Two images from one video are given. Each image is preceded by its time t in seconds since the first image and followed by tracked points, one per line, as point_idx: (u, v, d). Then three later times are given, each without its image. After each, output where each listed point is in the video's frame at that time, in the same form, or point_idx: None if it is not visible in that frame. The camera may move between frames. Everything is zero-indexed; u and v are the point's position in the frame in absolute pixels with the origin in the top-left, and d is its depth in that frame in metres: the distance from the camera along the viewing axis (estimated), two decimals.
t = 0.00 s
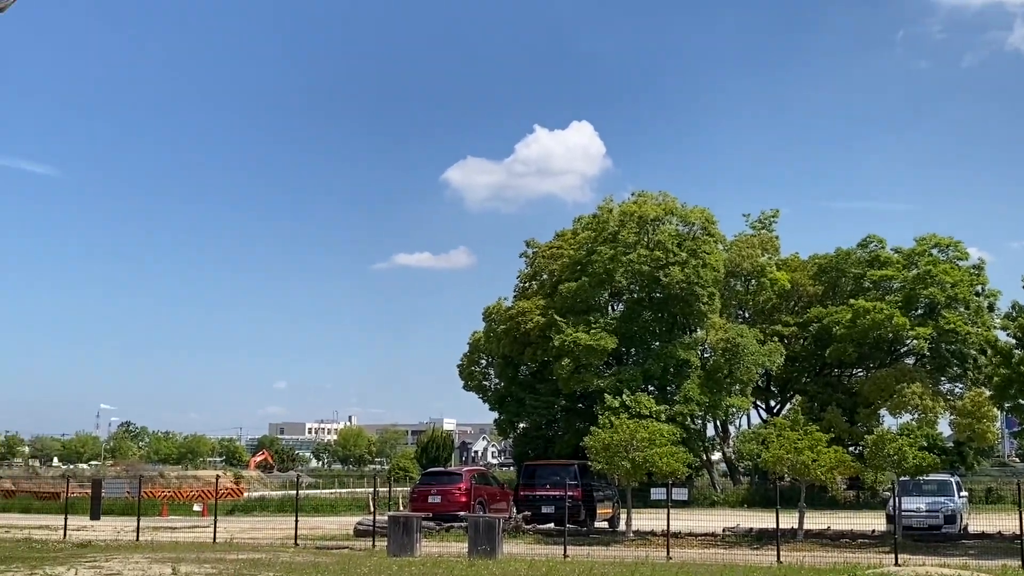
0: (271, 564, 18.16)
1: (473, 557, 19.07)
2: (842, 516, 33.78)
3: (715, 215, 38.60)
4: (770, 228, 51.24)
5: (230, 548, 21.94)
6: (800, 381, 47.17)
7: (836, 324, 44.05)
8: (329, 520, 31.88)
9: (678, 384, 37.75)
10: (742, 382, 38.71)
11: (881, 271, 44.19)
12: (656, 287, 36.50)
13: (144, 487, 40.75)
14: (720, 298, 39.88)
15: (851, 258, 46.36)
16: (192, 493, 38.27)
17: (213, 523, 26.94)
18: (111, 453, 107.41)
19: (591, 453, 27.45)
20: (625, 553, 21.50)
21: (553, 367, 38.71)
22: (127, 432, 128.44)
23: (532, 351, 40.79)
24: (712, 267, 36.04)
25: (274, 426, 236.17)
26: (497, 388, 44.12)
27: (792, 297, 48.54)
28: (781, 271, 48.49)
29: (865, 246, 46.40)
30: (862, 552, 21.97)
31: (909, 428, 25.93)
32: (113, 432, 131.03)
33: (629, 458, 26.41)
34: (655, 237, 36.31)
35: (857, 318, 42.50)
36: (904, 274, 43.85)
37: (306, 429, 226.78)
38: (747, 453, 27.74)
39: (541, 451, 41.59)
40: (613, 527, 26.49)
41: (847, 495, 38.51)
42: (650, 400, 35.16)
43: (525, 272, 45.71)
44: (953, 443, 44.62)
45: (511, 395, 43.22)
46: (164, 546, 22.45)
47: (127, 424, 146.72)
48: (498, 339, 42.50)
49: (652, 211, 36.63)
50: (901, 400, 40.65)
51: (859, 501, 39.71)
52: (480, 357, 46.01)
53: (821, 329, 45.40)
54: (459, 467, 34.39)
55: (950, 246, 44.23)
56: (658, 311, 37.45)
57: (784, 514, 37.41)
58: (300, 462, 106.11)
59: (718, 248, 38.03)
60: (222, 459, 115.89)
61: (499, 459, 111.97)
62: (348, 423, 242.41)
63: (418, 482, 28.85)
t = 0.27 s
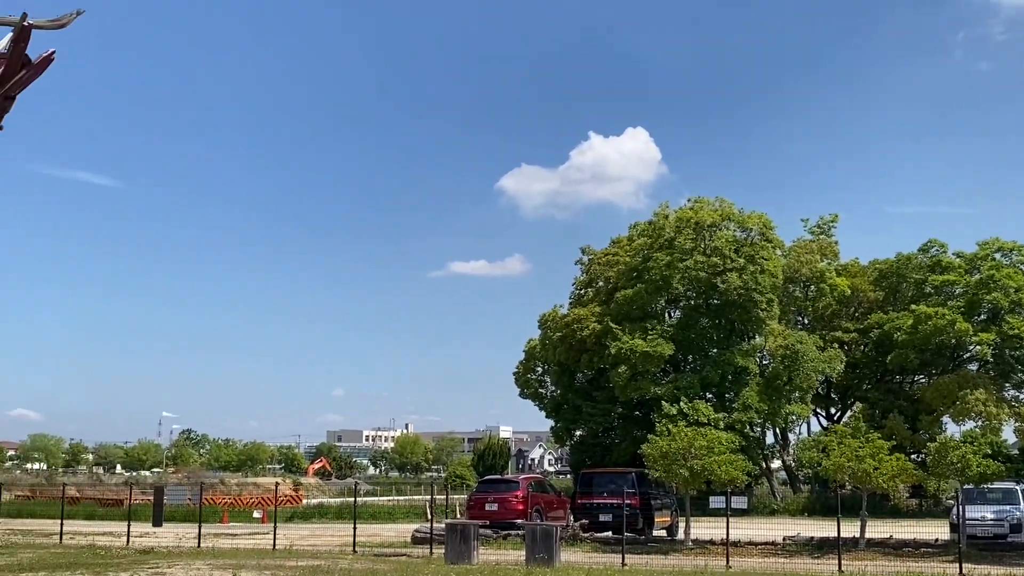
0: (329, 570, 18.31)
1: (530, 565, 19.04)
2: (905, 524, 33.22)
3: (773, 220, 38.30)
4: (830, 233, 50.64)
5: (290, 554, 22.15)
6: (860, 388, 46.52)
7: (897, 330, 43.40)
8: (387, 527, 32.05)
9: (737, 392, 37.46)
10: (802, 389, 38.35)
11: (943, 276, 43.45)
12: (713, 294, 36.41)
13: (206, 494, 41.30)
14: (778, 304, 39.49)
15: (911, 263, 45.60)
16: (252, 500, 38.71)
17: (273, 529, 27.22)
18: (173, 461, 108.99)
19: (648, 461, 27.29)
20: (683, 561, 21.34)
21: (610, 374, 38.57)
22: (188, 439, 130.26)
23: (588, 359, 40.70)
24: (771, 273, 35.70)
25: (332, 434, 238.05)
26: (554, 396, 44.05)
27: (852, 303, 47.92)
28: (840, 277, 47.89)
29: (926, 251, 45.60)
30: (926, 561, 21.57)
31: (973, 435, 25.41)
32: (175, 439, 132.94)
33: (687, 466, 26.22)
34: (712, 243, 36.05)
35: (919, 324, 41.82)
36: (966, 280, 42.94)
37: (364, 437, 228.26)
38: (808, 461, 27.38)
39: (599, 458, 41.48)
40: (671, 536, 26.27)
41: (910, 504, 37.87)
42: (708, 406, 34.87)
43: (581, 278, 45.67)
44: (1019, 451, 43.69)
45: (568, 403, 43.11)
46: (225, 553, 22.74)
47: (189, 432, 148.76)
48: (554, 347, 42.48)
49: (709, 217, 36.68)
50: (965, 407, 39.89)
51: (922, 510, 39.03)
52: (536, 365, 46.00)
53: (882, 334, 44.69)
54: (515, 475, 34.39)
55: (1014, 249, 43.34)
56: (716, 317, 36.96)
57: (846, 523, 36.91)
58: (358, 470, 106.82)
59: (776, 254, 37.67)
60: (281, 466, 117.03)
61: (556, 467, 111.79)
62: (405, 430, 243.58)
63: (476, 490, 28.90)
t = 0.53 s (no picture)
0: None
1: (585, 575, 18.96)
2: (966, 535, 32.61)
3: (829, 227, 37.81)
4: (887, 240, 49.99)
5: (346, 562, 22.28)
6: (919, 397, 45.81)
7: (957, 338, 42.70)
8: (442, 536, 32.11)
9: (794, 400, 37.16)
10: (860, 398, 37.42)
11: (1004, 283, 42.78)
12: (769, 302, 36.10)
13: (263, 503, 41.69)
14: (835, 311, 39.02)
15: (970, 269, 44.86)
16: (308, 508, 39.01)
17: (329, 538, 27.39)
18: (230, 469, 110.23)
19: (704, 471, 27.06)
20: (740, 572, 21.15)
21: (664, 384, 38.33)
22: (245, 448, 131.67)
23: (642, 368, 40.51)
24: (828, 281, 35.28)
25: (386, 443, 239.24)
26: (608, 405, 43.92)
27: (910, 310, 47.24)
28: (898, 284, 47.23)
29: (985, 257, 44.86)
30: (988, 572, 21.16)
31: None
32: (232, 447, 134.38)
33: (743, 475, 25.95)
34: (768, 251, 35.72)
35: (979, 332, 41.10)
36: None
37: (418, 446, 229.13)
38: (866, 470, 26.97)
39: (654, 468, 41.27)
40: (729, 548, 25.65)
41: (971, 515, 37.19)
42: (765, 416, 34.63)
43: (634, 287, 45.49)
44: None
45: (622, 413, 42.83)
46: (282, 561, 22.92)
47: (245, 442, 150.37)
48: (608, 356, 42.40)
49: (764, 225, 36.22)
50: None
51: (984, 521, 38.32)
52: (589, 374, 45.86)
53: (941, 342, 43.96)
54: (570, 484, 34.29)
55: None
56: (772, 325, 36.75)
57: (905, 533, 36.34)
58: (412, 479, 107.22)
59: (833, 261, 37.22)
60: (336, 475, 117.82)
61: (611, 476, 111.35)
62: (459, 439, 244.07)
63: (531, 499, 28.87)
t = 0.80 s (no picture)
0: None
1: None
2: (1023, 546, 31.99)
3: (881, 234, 37.38)
4: (940, 247, 49.31)
5: (396, 572, 22.32)
6: (975, 406, 45.10)
7: (1013, 346, 41.99)
8: (491, 546, 32.09)
9: (846, 410, 36.68)
10: (913, 407, 37.04)
11: None
12: (820, 310, 35.70)
13: (313, 511, 41.96)
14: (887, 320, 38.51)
15: None
16: (358, 517, 39.19)
17: (379, 547, 27.48)
18: (281, 478, 111.06)
19: (755, 481, 26.82)
20: None
21: (714, 393, 38.07)
22: (296, 457, 132.63)
23: (692, 377, 40.26)
24: (880, 289, 35.08)
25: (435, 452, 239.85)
26: (657, 415, 43.73)
27: (965, 318, 46.53)
28: (952, 292, 46.55)
29: None
30: None
31: None
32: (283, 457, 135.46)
33: (795, 486, 25.68)
34: (819, 259, 35.48)
35: None
36: None
37: (467, 455, 229.47)
38: (921, 481, 26.55)
39: (704, 478, 40.96)
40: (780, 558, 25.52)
41: None
42: (816, 426, 34.28)
43: (683, 296, 45.28)
44: None
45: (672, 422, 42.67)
46: (333, 570, 23.03)
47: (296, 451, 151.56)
48: (657, 365, 42.19)
49: (814, 231, 36.00)
50: None
51: None
52: (638, 383, 45.68)
53: (997, 350, 43.24)
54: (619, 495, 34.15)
55: None
56: (823, 334, 36.27)
57: (960, 545, 35.76)
58: (461, 488, 107.34)
59: (885, 268, 36.80)
60: (386, 484, 118.25)
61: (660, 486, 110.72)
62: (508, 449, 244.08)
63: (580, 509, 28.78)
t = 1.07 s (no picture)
0: None
1: None
2: None
3: (934, 242, 36.90)
4: (994, 254, 48.54)
5: None
6: None
7: None
8: (540, 557, 32.01)
9: (899, 421, 36.14)
10: (968, 417, 36.37)
11: None
12: (873, 320, 35.54)
13: (363, 522, 42.13)
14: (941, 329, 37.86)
15: None
16: (407, 527, 39.30)
17: (428, 558, 27.53)
18: (330, 488, 111.70)
19: (807, 493, 26.53)
20: None
21: (765, 404, 37.73)
22: (345, 468, 133.40)
23: (742, 388, 39.94)
24: (933, 297, 34.96)
25: (483, 463, 239.97)
26: (707, 426, 43.42)
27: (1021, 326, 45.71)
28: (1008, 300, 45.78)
29: None
30: None
31: None
32: (332, 467, 136.24)
33: (848, 497, 25.36)
34: (870, 268, 35.47)
35: None
36: None
37: (515, 466, 229.58)
38: (977, 492, 26.10)
39: (755, 489, 40.60)
40: (833, 570, 25.35)
41: None
42: (870, 436, 33.81)
43: (732, 305, 44.95)
44: None
45: (722, 432, 42.35)
46: None
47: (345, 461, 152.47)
48: (707, 375, 41.91)
49: (866, 240, 35.83)
50: None
51: None
52: (688, 394, 45.40)
53: None
54: (669, 506, 33.97)
55: None
56: (875, 343, 36.12)
57: (1018, 557, 35.07)
58: (510, 499, 107.23)
59: (939, 276, 36.32)
60: (435, 495, 118.52)
61: (710, 497, 109.92)
62: (556, 460, 243.58)
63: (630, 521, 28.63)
